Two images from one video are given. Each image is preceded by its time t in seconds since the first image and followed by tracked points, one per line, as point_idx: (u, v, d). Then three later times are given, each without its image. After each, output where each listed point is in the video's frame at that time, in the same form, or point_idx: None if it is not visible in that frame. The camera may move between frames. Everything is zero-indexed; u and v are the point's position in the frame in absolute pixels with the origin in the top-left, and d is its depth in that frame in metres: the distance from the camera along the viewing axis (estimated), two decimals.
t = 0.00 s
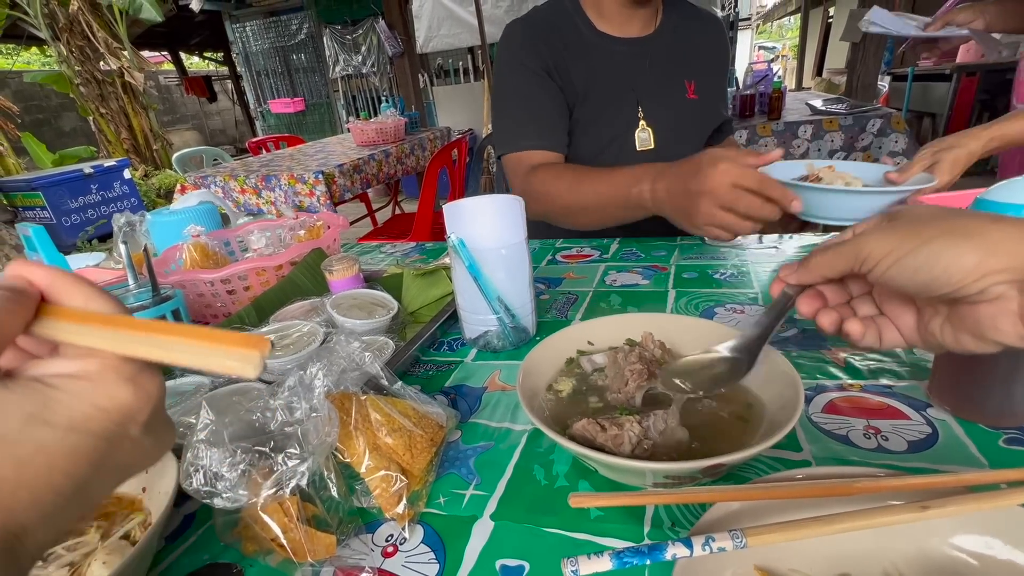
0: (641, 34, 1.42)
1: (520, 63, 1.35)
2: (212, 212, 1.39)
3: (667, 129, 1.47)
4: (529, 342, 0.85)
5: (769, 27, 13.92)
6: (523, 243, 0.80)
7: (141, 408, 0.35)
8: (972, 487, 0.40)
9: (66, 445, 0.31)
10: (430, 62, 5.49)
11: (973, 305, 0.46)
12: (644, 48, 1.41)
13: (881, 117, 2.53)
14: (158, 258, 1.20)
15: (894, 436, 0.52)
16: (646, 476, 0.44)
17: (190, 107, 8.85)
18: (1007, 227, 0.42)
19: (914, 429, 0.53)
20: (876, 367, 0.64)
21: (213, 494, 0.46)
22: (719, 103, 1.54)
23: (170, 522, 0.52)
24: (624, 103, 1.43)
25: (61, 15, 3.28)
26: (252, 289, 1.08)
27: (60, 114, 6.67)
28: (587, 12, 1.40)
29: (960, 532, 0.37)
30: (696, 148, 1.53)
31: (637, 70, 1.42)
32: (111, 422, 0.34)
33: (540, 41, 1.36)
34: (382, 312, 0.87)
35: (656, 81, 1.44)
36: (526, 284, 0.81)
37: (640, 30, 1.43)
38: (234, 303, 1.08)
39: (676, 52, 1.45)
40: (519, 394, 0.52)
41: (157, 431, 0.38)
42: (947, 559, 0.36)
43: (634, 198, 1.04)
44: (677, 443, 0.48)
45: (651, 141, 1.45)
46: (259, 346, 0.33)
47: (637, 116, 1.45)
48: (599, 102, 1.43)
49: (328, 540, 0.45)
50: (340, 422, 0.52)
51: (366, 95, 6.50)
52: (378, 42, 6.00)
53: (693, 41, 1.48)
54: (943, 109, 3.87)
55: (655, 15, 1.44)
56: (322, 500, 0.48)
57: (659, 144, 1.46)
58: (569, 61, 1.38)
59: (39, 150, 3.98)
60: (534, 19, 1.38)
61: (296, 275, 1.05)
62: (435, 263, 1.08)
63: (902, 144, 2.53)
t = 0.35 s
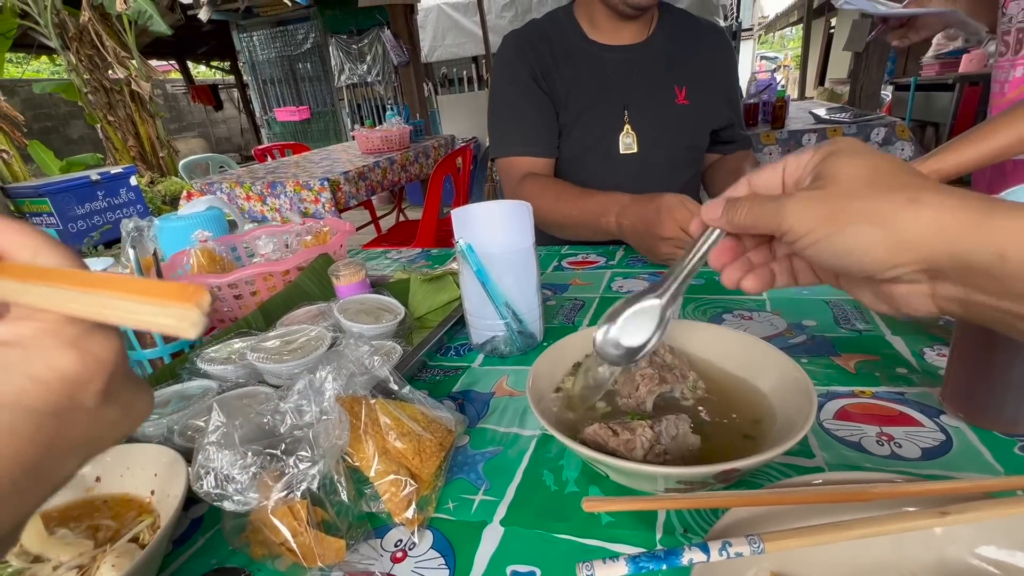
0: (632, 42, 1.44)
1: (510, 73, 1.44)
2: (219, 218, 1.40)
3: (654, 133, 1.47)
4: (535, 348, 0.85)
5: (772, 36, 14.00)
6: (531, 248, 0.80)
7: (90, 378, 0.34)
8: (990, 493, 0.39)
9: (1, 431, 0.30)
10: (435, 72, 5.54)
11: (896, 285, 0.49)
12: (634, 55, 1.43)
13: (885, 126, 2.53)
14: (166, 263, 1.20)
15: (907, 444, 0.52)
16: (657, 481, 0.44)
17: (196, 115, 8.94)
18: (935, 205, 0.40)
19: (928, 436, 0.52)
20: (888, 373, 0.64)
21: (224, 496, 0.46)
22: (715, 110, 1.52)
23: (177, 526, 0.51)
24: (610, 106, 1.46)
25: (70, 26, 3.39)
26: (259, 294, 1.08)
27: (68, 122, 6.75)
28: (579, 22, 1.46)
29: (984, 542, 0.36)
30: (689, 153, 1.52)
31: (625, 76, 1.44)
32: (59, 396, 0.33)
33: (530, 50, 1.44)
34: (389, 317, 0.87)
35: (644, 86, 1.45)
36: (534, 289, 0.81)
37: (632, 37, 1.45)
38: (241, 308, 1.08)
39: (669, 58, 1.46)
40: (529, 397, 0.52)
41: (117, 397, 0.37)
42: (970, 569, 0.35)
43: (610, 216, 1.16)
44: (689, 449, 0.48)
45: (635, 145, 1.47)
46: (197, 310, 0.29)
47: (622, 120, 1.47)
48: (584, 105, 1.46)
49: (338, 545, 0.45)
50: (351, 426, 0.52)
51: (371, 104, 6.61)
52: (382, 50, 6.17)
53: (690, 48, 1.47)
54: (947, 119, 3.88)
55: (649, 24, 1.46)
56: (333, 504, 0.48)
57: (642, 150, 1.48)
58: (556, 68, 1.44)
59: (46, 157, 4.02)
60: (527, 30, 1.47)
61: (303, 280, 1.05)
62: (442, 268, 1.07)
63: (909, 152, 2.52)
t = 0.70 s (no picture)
0: (632, 66, 1.47)
1: (512, 97, 1.48)
2: (230, 236, 1.42)
3: (654, 154, 1.50)
4: (542, 368, 0.86)
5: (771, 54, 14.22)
6: (538, 271, 0.81)
7: None
8: (994, 525, 0.40)
9: None
10: (441, 89, 5.65)
11: None
12: (634, 78, 1.46)
13: (888, 145, 2.55)
14: (178, 281, 1.22)
15: (912, 471, 0.52)
16: (665, 509, 0.44)
17: (205, 130, 9.13)
18: None
19: (932, 464, 0.53)
20: (892, 399, 0.65)
21: (239, 520, 0.47)
22: (715, 131, 1.54)
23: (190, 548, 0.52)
24: (609, 128, 1.48)
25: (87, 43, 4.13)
26: (268, 313, 1.10)
27: (80, 136, 6.92)
28: (581, 46, 1.49)
29: None
30: (690, 172, 1.54)
31: (625, 99, 1.47)
32: None
33: (532, 74, 1.47)
34: (398, 337, 0.89)
35: (644, 108, 1.48)
36: (540, 311, 0.82)
37: (633, 61, 1.48)
38: (251, 326, 1.10)
39: (669, 81, 1.48)
40: (538, 423, 0.53)
41: None
42: None
43: (582, 239, 1.23)
44: (695, 476, 0.49)
45: (635, 165, 1.50)
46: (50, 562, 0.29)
47: (621, 141, 1.49)
48: (584, 127, 1.49)
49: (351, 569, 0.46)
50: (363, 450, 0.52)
51: (377, 120, 6.64)
52: (389, 68, 6.17)
53: (690, 70, 1.50)
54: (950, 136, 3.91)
55: (649, 47, 1.49)
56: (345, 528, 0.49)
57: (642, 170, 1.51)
58: (557, 91, 1.47)
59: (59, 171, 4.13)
60: (530, 54, 1.50)
61: (312, 299, 1.07)
62: (450, 289, 1.09)
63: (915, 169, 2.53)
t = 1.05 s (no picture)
0: (621, 92, 1.50)
1: (505, 124, 1.58)
2: (236, 255, 1.43)
3: (640, 179, 1.52)
4: (545, 392, 0.85)
5: (773, 74, 14.42)
6: (542, 295, 0.81)
7: None
8: (1007, 567, 0.39)
9: None
10: (447, 108, 5.75)
11: None
12: (625, 104, 1.49)
13: (890, 165, 2.55)
14: (182, 300, 1.23)
15: (921, 504, 0.51)
16: (668, 544, 0.44)
17: (214, 147, 9.30)
18: None
19: (942, 497, 0.52)
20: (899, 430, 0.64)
21: (237, 551, 0.47)
22: (710, 156, 1.53)
23: None
24: (594, 153, 1.53)
25: (102, 64, 5.00)
26: (272, 333, 1.10)
27: (92, 153, 7.07)
28: (574, 73, 1.54)
29: None
30: (683, 195, 1.55)
31: (611, 125, 1.50)
32: None
33: (523, 102, 1.55)
34: (400, 359, 0.89)
35: (632, 134, 1.50)
36: (543, 334, 0.82)
37: (624, 86, 1.50)
38: (253, 346, 1.09)
39: (662, 107, 1.49)
40: (539, 451, 0.52)
41: None
42: None
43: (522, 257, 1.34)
44: (699, 509, 0.48)
45: (622, 189, 1.54)
46: None
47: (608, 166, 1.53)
48: (569, 153, 1.54)
49: None
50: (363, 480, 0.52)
51: (383, 138, 6.72)
52: (396, 88, 6.33)
53: (685, 95, 1.50)
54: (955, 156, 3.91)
55: (642, 72, 1.50)
56: (343, 559, 0.49)
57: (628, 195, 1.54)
58: (547, 117, 1.54)
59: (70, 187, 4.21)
60: (526, 81, 1.57)
61: (315, 319, 1.07)
62: (453, 310, 1.09)
63: (910, 195, 2.52)
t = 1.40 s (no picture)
0: (608, 120, 1.52)
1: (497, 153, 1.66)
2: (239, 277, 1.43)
3: (620, 207, 1.52)
4: (544, 423, 0.84)
5: (778, 99, 14.68)
6: (541, 324, 0.80)
7: None
8: None
9: None
10: (453, 132, 5.85)
11: None
12: (609, 132, 1.50)
13: (896, 192, 2.55)
14: (183, 322, 1.23)
15: (934, 550, 0.49)
16: None
17: (226, 168, 9.49)
18: None
19: (955, 542, 0.50)
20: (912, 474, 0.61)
21: None
22: (697, 181, 1.49)
23: None
24: (578, 181, 1.55)
25: (118, 88, 5.38)
26: (270, 357, 1.09)
27: (106, 173, 7.23)
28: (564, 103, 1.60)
29: None
30: (669, 220, 1.52)
31: (592, 152, 1.52)
32: None
33: (513, 133, 1.62)
34: (397, 387, 0.88)
35: (614, 161, 1.51)
36: (542, 364, 0.81)
37: (609, 114, 1.52)
38: (251, 370, 1.09)
39: (646, 134, 1.49)
40: (535, 488, 0.51)
41: None
42: None
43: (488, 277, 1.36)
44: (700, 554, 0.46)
45: (600, 218, 1.54)
46: None
47: (588, 193, 1.54)
48: (552, 181, 1.58)
49: None
50: (351, 518, 0.51)
51: (391, 161, 6.83)
52: (404, 112, 6.45)
53: (670, 121, 1.48)
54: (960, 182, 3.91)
55: (630, 99, 1.51)
56: None
57: (608, 220, 1.54)
58: (537, 146, 1.59)
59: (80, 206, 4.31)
60: (521, 113, 1.64)
61: (314, 344, 1.06)
62: (453, 336, 1.08)
63: (921, 219, 2.52)
